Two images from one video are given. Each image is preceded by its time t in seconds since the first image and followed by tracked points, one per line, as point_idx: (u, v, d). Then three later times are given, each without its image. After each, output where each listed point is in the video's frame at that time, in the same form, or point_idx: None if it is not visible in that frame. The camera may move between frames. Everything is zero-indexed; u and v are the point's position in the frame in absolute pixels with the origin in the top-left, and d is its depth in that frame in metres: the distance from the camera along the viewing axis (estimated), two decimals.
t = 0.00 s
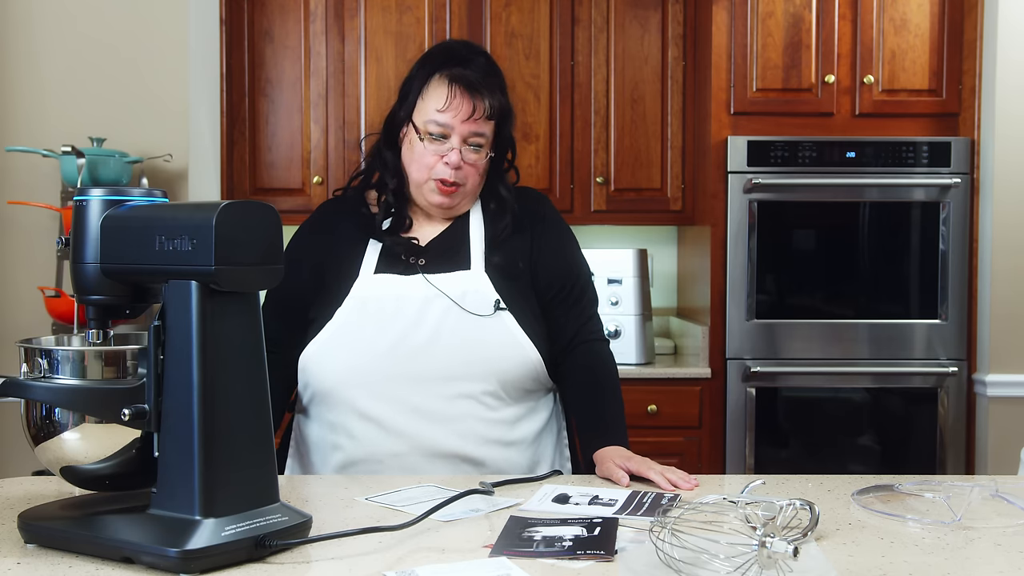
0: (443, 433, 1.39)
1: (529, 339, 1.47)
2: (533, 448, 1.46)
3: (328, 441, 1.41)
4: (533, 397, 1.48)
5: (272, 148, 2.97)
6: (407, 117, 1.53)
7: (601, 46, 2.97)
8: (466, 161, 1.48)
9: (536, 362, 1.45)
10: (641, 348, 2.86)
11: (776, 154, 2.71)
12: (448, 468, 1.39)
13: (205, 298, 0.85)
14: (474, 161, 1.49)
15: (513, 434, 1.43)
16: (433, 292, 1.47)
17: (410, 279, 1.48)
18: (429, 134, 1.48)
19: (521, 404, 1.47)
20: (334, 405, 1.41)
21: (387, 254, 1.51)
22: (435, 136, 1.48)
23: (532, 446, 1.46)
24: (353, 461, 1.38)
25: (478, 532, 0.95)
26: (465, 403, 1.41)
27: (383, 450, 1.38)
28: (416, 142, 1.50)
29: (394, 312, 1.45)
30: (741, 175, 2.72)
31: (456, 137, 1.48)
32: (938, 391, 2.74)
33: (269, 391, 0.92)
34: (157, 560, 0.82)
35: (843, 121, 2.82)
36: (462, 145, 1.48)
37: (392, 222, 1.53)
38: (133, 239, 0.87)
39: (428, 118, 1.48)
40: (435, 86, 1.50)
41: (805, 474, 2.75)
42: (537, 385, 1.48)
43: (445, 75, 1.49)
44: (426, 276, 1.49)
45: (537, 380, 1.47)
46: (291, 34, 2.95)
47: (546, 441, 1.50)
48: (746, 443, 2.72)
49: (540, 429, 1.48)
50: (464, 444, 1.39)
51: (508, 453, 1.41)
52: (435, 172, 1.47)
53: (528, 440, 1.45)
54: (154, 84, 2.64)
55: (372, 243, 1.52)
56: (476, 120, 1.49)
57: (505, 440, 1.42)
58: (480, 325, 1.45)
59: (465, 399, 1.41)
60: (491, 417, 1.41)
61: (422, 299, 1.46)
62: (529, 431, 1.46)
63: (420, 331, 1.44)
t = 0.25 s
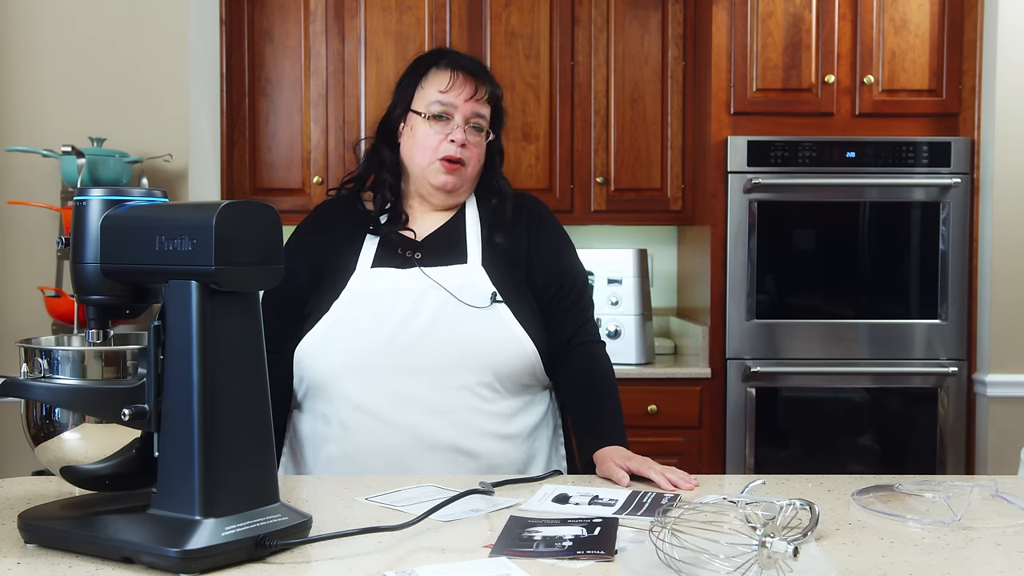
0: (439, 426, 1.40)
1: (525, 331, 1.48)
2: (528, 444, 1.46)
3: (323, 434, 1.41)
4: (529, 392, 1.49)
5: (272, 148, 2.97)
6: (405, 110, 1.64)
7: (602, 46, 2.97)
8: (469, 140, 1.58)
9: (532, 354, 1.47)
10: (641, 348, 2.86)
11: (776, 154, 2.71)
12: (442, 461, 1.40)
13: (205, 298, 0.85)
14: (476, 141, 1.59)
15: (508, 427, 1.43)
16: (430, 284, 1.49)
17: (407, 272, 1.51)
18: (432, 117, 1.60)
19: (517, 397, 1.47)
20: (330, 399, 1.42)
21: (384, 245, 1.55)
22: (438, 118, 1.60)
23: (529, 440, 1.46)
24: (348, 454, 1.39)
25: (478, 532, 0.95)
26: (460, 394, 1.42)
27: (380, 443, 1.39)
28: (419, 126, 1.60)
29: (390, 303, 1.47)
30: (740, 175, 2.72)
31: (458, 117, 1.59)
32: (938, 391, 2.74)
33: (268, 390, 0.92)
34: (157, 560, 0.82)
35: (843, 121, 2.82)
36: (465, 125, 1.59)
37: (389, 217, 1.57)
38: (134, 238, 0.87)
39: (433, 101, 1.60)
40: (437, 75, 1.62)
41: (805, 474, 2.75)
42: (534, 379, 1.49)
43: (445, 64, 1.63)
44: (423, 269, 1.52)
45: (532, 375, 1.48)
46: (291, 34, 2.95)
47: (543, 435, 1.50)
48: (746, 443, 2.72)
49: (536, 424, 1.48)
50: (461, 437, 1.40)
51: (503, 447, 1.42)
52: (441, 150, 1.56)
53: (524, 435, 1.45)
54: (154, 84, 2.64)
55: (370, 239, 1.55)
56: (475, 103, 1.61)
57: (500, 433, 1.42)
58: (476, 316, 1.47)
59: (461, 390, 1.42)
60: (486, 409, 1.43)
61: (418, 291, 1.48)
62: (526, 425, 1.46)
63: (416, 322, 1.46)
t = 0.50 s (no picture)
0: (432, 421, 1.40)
1: (517, 326, 1.48)
2: (523, 439, 1.45)
3: (314, 429, 1.41)
4: (524, 387, 1.49)
5: (272, 148, 2.97)
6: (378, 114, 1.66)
7: (602, 46, 2.97)
8: (438, 124, 1.58)
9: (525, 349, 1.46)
10: (641, 348, 2.86)
11: (776, 154, 2.71)
12: (436, 456, 1.39)
13: (205, 298, 0.85)
14: (446, 124, 1.58)
15: (502, 422, 1.43)
16: (422, 278, 1.49)
17: (399, 268, 1.50)
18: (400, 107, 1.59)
19: (511, 393, 1.47)
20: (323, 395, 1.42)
21: (376, 242, 1.55)
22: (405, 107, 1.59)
23: (523, 435, 1.45)
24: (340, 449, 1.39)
25: (478, 532, 0.95)
26: (453, 389, 1.42)
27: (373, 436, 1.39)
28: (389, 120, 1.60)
29: (383, 298, 1.47)
30: (741, 175, 2.72)
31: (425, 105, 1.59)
32: (938, 390, 2.74)
33: (268, 389, 0.92)
34: (157, 560, 0.82)
35: (843, 121, 2.82)
36: (433, 110, 1.59)
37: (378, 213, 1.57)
38: (134, 238, 0.87)
39: (399, 95, 1.61)
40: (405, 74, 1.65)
41: (805, 474, 2.75)
42: (527, 375, 1.48)
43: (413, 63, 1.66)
44: (415, 264, 1.52)
45: (526, 371, 1.47)
46: (291, 34, 2.95)
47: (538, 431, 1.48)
48: (746, 443, 2.72)
49: (531, 418, 1.47)
50: (453, 432, 1.40)
51: (496, 442, 1.41)
52: (410, 134, 1.55)
53: (517, 430, 1.44)
54: (154, 84, 2.64)
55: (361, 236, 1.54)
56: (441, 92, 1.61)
57: (493, 428, 1.42)
58: (469, 311, 1.47)
59: (453, 385, 1.42)
60: (479, 404, 1.42)
61: (411, 287, 1.48)
62: (519, 420, 1.45)
63: (408, 317, 1.45)
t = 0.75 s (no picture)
0: (421, 428, 1.39)
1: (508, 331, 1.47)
2: (514, 443, 1.45)
3: (306, 434, 1.41)
4: (514, 391, 1.48)
5: (272, 148, 2.97)
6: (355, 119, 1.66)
7: (601, 46, 2.97)
8: (406, 116, 1.56)
9: (516, 354, 1.45)
10: (641, 348, 2.86)
11: (776, 154, 2.71)
12: (427, 462, 1.39)
13: (205, 298, 0.85)
14: (415, 114, 1.57)
15: (493, 427, 1.42)
16: (413, 283, 1.47)
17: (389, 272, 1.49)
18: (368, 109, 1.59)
19: (501, 397, 1.46)
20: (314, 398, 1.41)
21: (365, 247, 1.54)
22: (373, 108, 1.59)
23: (513, 440, 1.45)
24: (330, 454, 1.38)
25: (478, 532, 0.95)
26: (443, 394, 1.40)
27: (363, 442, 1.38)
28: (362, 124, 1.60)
29: (373, 303, 1.46)
30: (740, 176, 2.72)
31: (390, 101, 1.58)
32: (938, 391, 2.74)
33: (268, 389, 0.92)
34: (157, 560, 0.82)
35: (843, 121, 2.82)
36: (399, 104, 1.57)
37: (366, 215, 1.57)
38: (134, 239, 0.87)
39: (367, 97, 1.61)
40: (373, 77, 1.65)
41: (805, 474, 2.75)
42: (518, 378, 1.47)
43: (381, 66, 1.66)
44: (404, 269, 1.50)
45: (517, 375, 1.47)
46: (291, 34, 2.95)
47: (529, 435, 1.48)
48: (746, 443, 2.72)
49: (522, 423, 1.47)
50: (442, 438, 1.39)
51: (487, 447, 1.41)
52: (379, 133, 1.55)
53: (509, 435, 1.44)
54: (154, 84, 2.64)
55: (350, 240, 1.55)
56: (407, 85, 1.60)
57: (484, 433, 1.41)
58: (459, 315, 1.45)
59: (444, 390, 1.40)
60: (469, 409, 1.41)
61: (401, 291, 1.47)
62: (510, 425, 1.44)
63: (398, 321, 1.44)
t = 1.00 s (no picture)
0: (414, 437, 1.37)
1: (502, 341, 1.47)
2: (508, 450, 1.44)
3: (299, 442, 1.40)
4: (507, 399, 1.47)
5: (272, 148, 2.97)
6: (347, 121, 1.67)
7: (601, 46, 2.97)
8: (396, 119, 1.57)
9: (510, 362, 1.45)
10: (641, 348, 2.86)
11: (776, 154, 2.71)
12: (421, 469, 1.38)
13: (205, 298, 0.85)
14: (405, 117, 1.58)
15: (486, 434, 1.41)
16: (407, 289, 1.47)
17: (383, 278, 1.48)
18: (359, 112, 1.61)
19: (494, 405, 1.45)
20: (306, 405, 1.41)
21: (360, 250, 1.53)
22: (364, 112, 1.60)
23: (506, 448, 1.44)
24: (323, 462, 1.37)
25: (478, 532, 0.95)
26: (435, 403, 1.40)
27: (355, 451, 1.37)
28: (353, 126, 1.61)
29: (365, 310, 1.45)
30: (741, 175, 2.72)
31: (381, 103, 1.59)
32: (938, 390, 2.74)
33: (267, 386, 0.92)
34: (157, 560, 0.82)
35: (843, 121, 2.82)
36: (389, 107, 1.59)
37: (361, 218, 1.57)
38: (133, 239, 0.87)
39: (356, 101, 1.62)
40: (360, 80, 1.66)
41: (805, 474, 2.75)
42: (511, 385, 1.47)
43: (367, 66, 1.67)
44: (399, 275, 1.50)
45: (510, 382, 1.46)
46: (291, 34, 2.95)
47: (524, 442, 1.47)
48: (746, 443, 2.72)
49: (515, 429, 1.46)
50: (435, 447, 1.38)
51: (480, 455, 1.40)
52: (370, 136, 1.56)
53: (502, 442, 1.43)
54: (154, 83, 2.64)
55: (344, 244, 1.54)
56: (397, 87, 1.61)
57: (477, 441, 1.40)
58: (454, 324, 1.45)
59: (436, 399, 1.40)
60: (462, 418, 1.40)
61: (395, 297, 1.46)
62: (503, 433, 1.44)
63: (391, 329, 1.43)
